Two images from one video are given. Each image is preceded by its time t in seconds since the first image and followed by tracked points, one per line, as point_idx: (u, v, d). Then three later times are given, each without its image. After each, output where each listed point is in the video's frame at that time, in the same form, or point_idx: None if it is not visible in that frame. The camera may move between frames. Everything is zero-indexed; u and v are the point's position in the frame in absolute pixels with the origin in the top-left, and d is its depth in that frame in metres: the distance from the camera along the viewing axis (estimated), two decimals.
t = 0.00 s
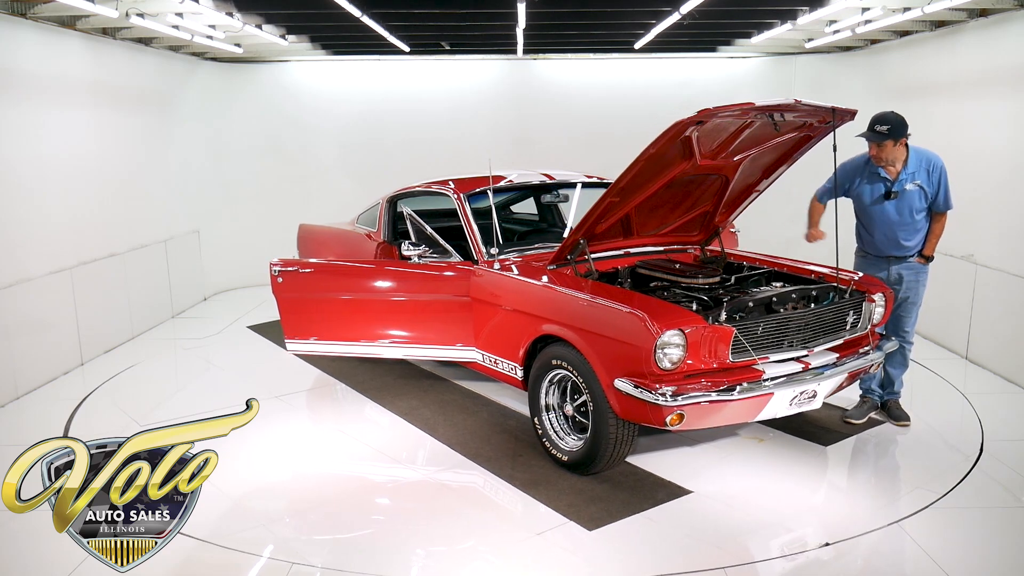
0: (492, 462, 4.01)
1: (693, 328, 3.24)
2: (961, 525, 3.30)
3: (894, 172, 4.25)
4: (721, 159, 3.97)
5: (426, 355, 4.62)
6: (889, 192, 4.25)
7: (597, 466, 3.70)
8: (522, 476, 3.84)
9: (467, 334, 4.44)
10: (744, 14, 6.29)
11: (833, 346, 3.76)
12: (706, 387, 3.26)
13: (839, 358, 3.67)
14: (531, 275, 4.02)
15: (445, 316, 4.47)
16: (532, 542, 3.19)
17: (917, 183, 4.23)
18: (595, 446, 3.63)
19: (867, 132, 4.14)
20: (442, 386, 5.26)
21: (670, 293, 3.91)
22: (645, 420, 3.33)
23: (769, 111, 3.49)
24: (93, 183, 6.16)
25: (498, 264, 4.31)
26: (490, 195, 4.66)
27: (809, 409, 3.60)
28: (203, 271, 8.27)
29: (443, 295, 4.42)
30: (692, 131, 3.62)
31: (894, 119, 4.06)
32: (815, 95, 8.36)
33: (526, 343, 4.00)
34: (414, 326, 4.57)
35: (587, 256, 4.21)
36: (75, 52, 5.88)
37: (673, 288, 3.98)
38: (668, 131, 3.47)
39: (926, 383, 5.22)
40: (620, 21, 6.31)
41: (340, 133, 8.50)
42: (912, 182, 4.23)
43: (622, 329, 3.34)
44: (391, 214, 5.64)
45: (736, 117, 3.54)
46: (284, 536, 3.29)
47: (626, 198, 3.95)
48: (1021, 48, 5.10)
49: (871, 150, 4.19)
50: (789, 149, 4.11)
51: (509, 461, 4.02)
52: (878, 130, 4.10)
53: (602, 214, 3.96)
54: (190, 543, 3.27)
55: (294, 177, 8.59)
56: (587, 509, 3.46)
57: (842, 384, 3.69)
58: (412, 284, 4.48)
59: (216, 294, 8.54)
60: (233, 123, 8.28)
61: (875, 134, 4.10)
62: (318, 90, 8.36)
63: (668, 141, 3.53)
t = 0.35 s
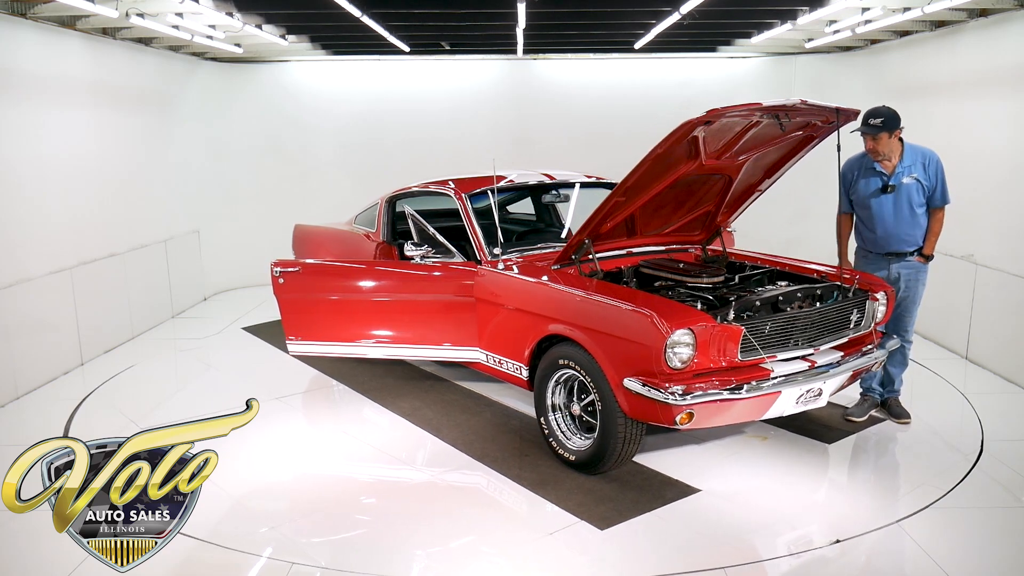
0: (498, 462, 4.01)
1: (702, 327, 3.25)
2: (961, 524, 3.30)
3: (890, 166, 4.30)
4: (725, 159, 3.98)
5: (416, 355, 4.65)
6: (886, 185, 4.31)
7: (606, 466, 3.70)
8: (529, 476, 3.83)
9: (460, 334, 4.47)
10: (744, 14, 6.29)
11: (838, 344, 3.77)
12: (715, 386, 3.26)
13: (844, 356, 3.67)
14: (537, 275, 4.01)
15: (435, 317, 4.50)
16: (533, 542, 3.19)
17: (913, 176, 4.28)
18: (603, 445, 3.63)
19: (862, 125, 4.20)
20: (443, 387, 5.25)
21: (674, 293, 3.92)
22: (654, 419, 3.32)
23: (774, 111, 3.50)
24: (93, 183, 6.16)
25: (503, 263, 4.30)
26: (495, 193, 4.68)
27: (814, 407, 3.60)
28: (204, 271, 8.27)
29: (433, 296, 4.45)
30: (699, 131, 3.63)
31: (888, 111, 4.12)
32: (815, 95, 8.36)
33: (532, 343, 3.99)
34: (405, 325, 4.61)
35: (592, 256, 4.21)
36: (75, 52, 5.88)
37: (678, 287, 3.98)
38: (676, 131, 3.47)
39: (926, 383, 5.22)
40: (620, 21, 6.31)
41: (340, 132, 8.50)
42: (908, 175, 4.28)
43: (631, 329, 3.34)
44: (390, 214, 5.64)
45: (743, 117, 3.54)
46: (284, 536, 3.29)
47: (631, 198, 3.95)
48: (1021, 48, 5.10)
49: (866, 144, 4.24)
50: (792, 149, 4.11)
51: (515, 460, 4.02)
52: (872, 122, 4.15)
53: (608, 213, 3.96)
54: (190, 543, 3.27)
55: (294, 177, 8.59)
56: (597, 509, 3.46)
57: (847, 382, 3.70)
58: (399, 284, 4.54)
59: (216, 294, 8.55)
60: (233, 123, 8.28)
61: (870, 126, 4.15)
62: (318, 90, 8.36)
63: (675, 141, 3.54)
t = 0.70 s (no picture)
0: (505, 462, 4.00)
1: (710, 326, 3.26)
2: (960, 524, 3.30)
3: (888, 164, 4.32)
4: (729, 159, 3.98)
5: (401, 354, 4.69)
6: (885, 183, 4.32)
7: (613, 465, 3.70)
8: (537, 476, 3.83)
9: (445, 332, 4.52)
10: (744, 14, 6.28)
11: (842, 342, 3.78)
12: (725, 385, 3.26)
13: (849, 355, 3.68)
14: (542, 275, 4.01)
15: (419, 317, 4.56)
16: (535, 542, 3.19)
17: (911, 173, 4.28)
18: (611, 445, 3.63)
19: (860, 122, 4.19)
20: (445, 387, 5.25)
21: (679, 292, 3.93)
22: (663, 418, 3.33)
23: (779, 111, 3.50)
24: (93, 183, 6.16)
25: (508, 263, 4.31)
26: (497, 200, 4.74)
27: (820, 406, 3.60)
28: (204, 271, 8.27)
29: (418, 296, 4.51)
30: (707, 131, 3.62)
31: (886, 108, 4.12)
32: (815, 95, 8.36)
33: (538, 343, 3.99)
34: (390, 325, 4.67)
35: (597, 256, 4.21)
36: (75, 52, 5.88)
37: (683, 287, 3.98)
38: (684, 132, 3.48)
39: (925, 382, 5.22)
40: (620, 21, 6.31)
41: (340, 132, 8.50)
42: (906, 172, 4.29)
43: (640, 328, 3.34)
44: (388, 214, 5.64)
45: (749, 117, 3.55)
46: (284, 536, 3.29)
47: (637, 198, 3.95)
48: (1021, 48, 5.10)
49: (865, 140, 4.24)
50: (795, 149, 4.11)
51: (521, 460, 4.02)
52: (869, 119, 4.15)
53: (613, 213, 3.96)
54: (190, 543, 3.27)
55: (294, 177, 8.59)
56: (606, 508, 3.47)
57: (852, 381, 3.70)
58: (382, 284, 4.62)
59: (216, 294, 8.55)
60: (233, 123, 8.28)
61: (867, 123, 4.15)
62: (318, 90, 8.36)
63: (681, 142, 3.54)
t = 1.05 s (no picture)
0: (512, 462, 4.00)
1: (720, 325, 3.26)
2: (960, 524, 3.30)
3: (888, 164, 4.33)
4: (733, 160, 3.98)
5: (385, 354, 4.76)
6: (885, 183, 4.32)
7: (621, 465, 3.71)
8: (544, 475, 3.83)
9: (429, 334, 4.58)
10: (744, 15, 6.28)
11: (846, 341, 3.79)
12: (734, 384, 3.27)
13: (853, 353, 3.69)
14: (547, 275, 4.01)
15: (403, 317, 4.63)
16: (538, 542, 3.20)
17: (911, 172, 4.30)
18: (619, 445, 3.63)
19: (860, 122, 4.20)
20: (446, 388, 5.24)
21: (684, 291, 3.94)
22: (673, 418, 3.33)
23: (785, 111, 3.50)
24: (93, 183, 6.16)
25: (511, 263, 4.31)
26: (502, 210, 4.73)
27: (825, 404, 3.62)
28: (204, 270, 8.28)
29: (402, 297, 4.58)
30: (714, 132, 3.62)
31: (885, 107, 4.13)
32: (815, 95, 8.36)
33: (544, 343, 3.99)
34: (374, 326, 4.74)
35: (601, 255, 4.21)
36: (75, 52, 5.88)
37: (688, 287, 3.99)
38: (693, 132, 3.48)
39: (925, 383, 5.22)
40: (620, 21, 6.31)
41: (340, 133, 8.50)
42: (906, 171, 4.30)
43: (648, 328, 3.34)
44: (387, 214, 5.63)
45: (756, 118, 3.54)
46: (284, 536, 3.29)
47: (643, 198, 3.94)
48: (1021, 48, 5.10)
49: (865, 140, 4.24)
50: (797, 149, 4.11)
51: (528, 460, 4.02)
52: (869, 118, 4.16)
53: (619, 213, 3.96)
54: (190, 543, 3.27)
55: (294, 177, 8.59)
56: (616, 507, 3.47)
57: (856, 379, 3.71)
58: (366, 285, 4.68)
59: (216, 294, 8.55)
60: (233, 123, 8.29)
61: (868, 122, 4.15)
62: (318, 90, 8.36)
63: (689, 142, 3.54)
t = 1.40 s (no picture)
0: (519, 462, 3.99)
1: (729, 324, 3.27)
2: (960, 524, 3.30)
3: (888, 162, 4.34)
4: (737, 160, 3.97)
5: (372, 354, 4.83)
6: (886, 181, 4.32)
7: (629, 464, 3.71)
8: (551, 475, 3.83)
9: (415, 332, 4.65)
10: (744, 14, 6.29)
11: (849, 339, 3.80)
12: (743, 382, 3.27)
13: (857, 351, 3.70)
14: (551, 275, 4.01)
15: (388, 317, 4.70)
16: (541, 541, 3.20)
17: (911, 170, 4.30)
18: (627, 444, 3.63)
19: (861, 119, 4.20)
20: (447, 388, 5.23)
21: (688, 290, 3.97)
22: (682, 416, 3.33)
23: (790, 111, 3.50)
24: (93, 183, 6.16)
25: (514, 263, 4.31)
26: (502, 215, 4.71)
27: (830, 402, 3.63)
28: (204, 270, 8.28)
29: (386, 296, 4.65)
30: (720, 132, 3.61)
31: (886, 105, 4.15)
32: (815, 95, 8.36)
33: (550, 343, 3.99)
34: (360, 326, 4.80)
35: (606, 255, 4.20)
36: (75, 52, 5.88)
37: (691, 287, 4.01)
38: (701, 131, 3.48)
39: (925, 383, 5.22)
40: (620, 21, 6.30)
41: (340, 133, 8.50)
42: (906, 169, 4.30)
43: (657, 327, 3.34)
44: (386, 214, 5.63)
45: (762, 118, 3.54)
46: (284, 536, 3.29)
47: (648, 198, 3.94)
48: (1021, 48, 5.10)
49: (866, 137, 4.24)
50: (800, 149, 4.11)
51: (534, 460, 4.02)
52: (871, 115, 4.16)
53: (624, 213, 3.96)
54: (190, 543, 3.27)
55: (294, 177, 8.59)
56: (626, 506, 3.48)
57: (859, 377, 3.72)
58: (350, 286, 4.74)
59: (216, 294, 8.55)
60: (232, 123, 8.29)
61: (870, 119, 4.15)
62: (318, 90, 8.36)
63: (696, 142, 3.54)
